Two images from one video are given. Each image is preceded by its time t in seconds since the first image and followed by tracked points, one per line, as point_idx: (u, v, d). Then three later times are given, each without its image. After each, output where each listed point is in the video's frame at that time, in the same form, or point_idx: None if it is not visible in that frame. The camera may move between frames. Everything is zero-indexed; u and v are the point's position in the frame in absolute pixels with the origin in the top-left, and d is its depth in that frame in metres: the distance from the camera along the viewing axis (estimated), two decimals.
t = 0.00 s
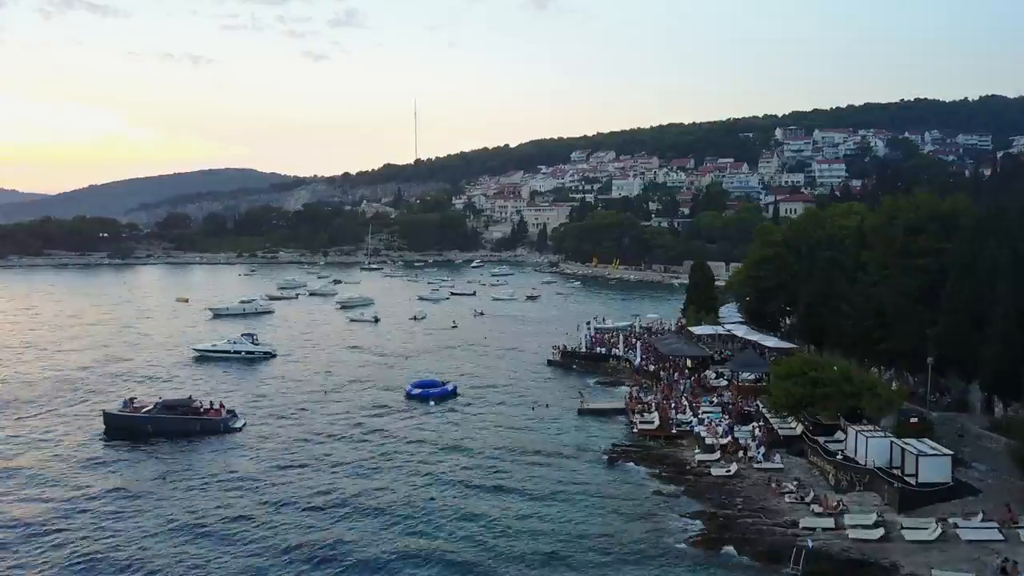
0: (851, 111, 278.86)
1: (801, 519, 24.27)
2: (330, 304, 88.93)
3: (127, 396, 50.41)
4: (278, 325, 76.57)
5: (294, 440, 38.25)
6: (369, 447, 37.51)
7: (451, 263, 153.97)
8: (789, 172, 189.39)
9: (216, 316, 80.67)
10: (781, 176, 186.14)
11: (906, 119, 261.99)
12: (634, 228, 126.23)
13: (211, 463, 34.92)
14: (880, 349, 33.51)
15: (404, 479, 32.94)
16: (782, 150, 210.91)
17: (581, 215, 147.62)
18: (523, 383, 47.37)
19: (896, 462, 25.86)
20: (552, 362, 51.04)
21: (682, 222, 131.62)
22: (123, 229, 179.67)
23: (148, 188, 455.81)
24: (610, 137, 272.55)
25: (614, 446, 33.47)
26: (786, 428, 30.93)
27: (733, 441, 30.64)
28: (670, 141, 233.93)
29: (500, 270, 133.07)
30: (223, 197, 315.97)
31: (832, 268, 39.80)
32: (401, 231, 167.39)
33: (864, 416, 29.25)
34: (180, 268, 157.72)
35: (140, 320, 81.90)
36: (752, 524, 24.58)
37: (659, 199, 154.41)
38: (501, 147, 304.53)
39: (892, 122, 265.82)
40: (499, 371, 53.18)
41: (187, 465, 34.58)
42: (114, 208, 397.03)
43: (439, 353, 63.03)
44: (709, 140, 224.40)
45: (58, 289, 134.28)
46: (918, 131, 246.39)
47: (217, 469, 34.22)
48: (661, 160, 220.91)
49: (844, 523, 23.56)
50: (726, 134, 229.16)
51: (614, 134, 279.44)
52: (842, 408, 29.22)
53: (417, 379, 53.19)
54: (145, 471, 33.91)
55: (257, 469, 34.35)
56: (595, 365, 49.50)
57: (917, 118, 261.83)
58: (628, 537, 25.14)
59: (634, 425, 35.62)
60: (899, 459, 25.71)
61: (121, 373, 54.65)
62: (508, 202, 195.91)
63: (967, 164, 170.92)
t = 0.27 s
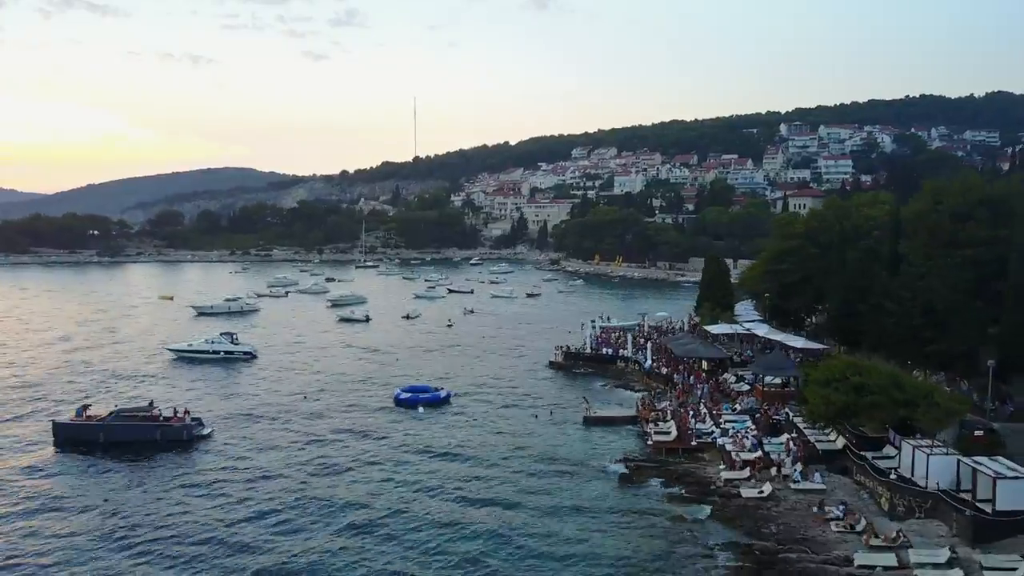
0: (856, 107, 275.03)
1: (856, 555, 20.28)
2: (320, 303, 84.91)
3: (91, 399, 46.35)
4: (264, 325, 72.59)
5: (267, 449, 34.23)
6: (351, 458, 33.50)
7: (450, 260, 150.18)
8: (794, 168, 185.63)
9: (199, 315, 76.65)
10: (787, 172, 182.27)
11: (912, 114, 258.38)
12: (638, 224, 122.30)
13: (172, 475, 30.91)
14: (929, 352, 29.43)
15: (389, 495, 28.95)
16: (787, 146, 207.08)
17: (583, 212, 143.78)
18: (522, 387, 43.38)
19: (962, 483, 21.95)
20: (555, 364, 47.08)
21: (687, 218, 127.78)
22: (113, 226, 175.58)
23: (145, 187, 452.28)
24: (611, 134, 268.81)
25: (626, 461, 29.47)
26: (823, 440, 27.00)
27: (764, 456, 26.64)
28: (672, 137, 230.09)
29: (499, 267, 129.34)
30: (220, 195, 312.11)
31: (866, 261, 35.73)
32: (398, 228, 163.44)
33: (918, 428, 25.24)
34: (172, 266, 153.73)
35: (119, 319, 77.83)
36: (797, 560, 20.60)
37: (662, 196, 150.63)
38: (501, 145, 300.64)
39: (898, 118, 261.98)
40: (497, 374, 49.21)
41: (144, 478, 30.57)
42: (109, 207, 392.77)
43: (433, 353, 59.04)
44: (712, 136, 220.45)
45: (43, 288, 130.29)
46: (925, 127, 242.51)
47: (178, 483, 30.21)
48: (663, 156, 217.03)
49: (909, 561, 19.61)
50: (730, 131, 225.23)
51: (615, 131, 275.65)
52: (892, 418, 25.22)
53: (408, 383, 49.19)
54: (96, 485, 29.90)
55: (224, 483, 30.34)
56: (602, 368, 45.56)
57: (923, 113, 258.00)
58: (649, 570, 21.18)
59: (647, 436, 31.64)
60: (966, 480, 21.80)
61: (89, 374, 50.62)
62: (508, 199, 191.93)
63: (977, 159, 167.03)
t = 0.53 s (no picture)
0: (860, 103, 271.03)
1: None
2: (309, 301, 80.89)
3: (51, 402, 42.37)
4: (249, 324, 68.62)
5: (232, 462, 30.19)
6: (326, 472, 29.44)
7: (448, 258, 146.18)
8: (800, 164, 181.53)
9: (181, 314, 72.68)
10: (793, 168, 178.25)
11: (918, 109, 254.42)
12: (642, 220, 118.36)
13: (119, 492, 26.88)
14: (995, 352, 25.43)
15: (366, 518, 24.84)
16: (793, 142, 203.04)
17: (585, 209, 139.76)
18: (523, 392, 39.38)
19: None
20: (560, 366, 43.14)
21: (692, 214, 123.75)
22: (104, 224, 171.49)
23: (141, 185, 448.22)
24: (612, 131, 264.83)
25: (641, 479, 25.53)
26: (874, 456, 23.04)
27: (805, 476, 22.67)
28: (675, 134, 226.07)
29: (498, 265, 125.43)
30: (215, 193, 308.11)
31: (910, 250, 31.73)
32: (395, 226, 159.46)
33: (991, 445, 21.21)
34: (163, 264, 149.78)
35: (97, 318, 73.85)
36: None
37: (666, 192, 146.72)
38: (501, 142, 296.65)
39: (903, 114, 257.96)
40: (495, 377, 45.24)
41: (86, 495, 26.58)
42: (104, 207, 388.74)
43: (426, 354, 55.07)
44: (716, 132, 216.43)
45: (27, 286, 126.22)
46: (932, 123, 238.40)
47: (124, 502, 26.17)
48: (666, 153, 212.98)
49: None
50: (734, 126, 221.18)
51: (616, 128, 271.58)
52: (960, 432, 21.21)
53: (398, 386, 45.22)
54: (29, 503, 25.90)
55: (177, 502, 26.32)
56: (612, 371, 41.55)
57: (929, 109, 253.77)
58: None
59: (665, 449, 27.68)
60: None
61: (51, 376, 46.66)
62: (508, 196, 188.10)
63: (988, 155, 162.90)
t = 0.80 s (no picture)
0: (866, 99, 267.11)
1: None
2: (298, 299, 76.82)
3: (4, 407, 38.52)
4: (233, 322, 64.61)
5: (187, 480, 26.20)
6: (297, 491, 25.47)
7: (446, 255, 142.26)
8: (807, 160, 177.59)
9: (161, 311, 68.71)
10: (799, 164, 174.35)
11: (925, 105, 250.40)
12: (646, 215, 114.47)
13: (50, 517, 22.95)
14: None
15: (337, 549, 20.85)
16: (798, 138, 199.17)
17: (587, 204, 135.79)
18: (523, 399, 35.36)
19: None
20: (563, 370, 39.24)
21: (698, 210, 119.81)
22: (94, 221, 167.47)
23: (137, 184, 444.10)
24: (614, 128, 260.93)
25: (664, 504, 21.65)
26: (949, 484, 19.08)
27: (865, 504, 18.78)
28: (678, 130, 222.06)
29: (497, 262, 121.57)
30: (211, 192, 304.10)
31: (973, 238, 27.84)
32: (392, 223, 155.59)
33: None
34: (153, 261, 145.81)
35: (71, 315, 69.77)
36: None
37: (671, 188, 142.81)
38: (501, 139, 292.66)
39: (910, 110, 254.05)
40: (493, 381, 41.23)
41: (13, 521, 22.73)
42: (100, 204, 384.62)
43: (419, 355, 51.04)
44: (720, 128, 212.51)
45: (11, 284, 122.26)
46: (940, 119, 234.30)
47: (55, 528, 22.28)
48: (669, 149, 209.08)
49: None
50: (738, 122, 217.27)
51: (618, 124, 267.68)
52: None
53: (387, 391, 41.25)
54: None
55: (118, 528, 22.45)
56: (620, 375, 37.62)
57: (936, 105, 249.90)
58: None
59: (688, 469, 23.70)
60: None
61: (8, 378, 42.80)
62: (508, 193, 184.22)
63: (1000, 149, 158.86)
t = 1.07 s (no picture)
0: (871, 96, 263.19)
1: None
2: (286, 297, 72.79)
3: None
4: (213, 322, 60.59)
5: (128, 505, 22.24)
6: (253, 519, 21.39)
7: (444, 253, 138.43)
8: (814, 156, 173.56)
9: (137, 310, 64.76)
10: (806, 159, 170.43)
11: (932, 99, 246.53)
12: (651, 211, 110.57)
13: None
14: None
15: None
16: (804, 134, 195.18)
17: (589, 200, 132.05)
18: (524, 407, 31.39)
19: None
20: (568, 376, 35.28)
21: (704, 205, 115.79)
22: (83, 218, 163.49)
23: (133, 183, 439.90)
24: (615, 124, 257.02)
25: (695, 545, 17.70)
26: None
27: (959, 551, 14.78)
28: (681, 126, 218.07)
29: (496, 260, 117.71)
30: (206, 190, 300.05)
31: None
32: (388, 220, 151.68)
33: None
34: (143, 259, 141.87)
35: (44, 314, 65.73)
36: None
37: (676, 184, 138.84)
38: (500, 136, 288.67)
39: (916, 106, 250.19)
40: (490, 387, 37.20)
41: None
42: (95, 204, 380.70)
43: (410, 357, 46.99)
44: (724, 124, 208.57)
45: None
46: (947, 115, 230.30)
47: None
48: (672, 145, 205.23)
49: None
50: (742, 118, 213.39)
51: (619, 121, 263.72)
52: None
53: (372, 396, 37.19)
54: None
55: (40, 562, 18.65)
56: (633, 382, 33.62)
57: (943, 100, 245.98)
58: None
59: (721, 497, 19.73)
60: None
61: None
62: (507, 189, 180.37)
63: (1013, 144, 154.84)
